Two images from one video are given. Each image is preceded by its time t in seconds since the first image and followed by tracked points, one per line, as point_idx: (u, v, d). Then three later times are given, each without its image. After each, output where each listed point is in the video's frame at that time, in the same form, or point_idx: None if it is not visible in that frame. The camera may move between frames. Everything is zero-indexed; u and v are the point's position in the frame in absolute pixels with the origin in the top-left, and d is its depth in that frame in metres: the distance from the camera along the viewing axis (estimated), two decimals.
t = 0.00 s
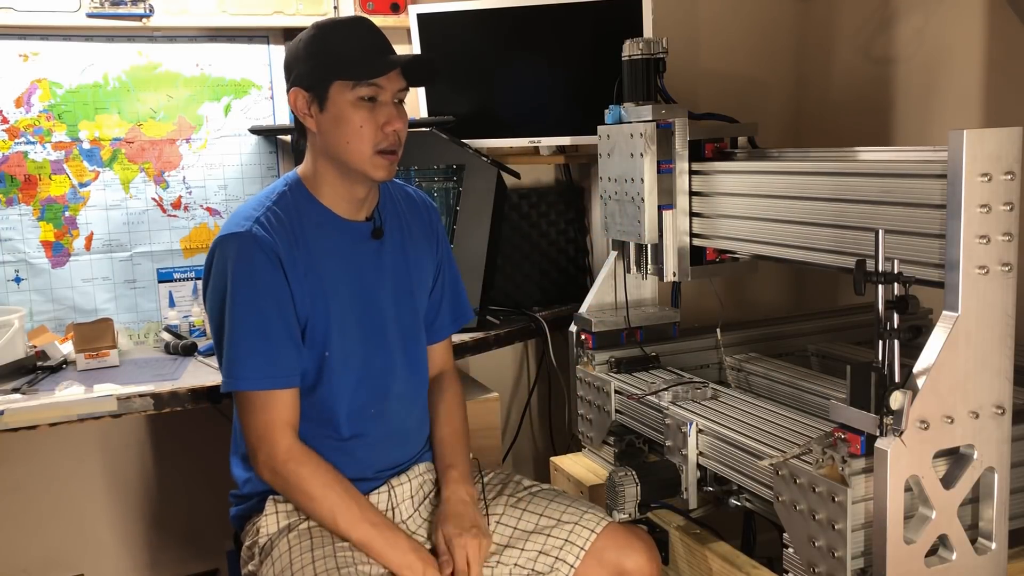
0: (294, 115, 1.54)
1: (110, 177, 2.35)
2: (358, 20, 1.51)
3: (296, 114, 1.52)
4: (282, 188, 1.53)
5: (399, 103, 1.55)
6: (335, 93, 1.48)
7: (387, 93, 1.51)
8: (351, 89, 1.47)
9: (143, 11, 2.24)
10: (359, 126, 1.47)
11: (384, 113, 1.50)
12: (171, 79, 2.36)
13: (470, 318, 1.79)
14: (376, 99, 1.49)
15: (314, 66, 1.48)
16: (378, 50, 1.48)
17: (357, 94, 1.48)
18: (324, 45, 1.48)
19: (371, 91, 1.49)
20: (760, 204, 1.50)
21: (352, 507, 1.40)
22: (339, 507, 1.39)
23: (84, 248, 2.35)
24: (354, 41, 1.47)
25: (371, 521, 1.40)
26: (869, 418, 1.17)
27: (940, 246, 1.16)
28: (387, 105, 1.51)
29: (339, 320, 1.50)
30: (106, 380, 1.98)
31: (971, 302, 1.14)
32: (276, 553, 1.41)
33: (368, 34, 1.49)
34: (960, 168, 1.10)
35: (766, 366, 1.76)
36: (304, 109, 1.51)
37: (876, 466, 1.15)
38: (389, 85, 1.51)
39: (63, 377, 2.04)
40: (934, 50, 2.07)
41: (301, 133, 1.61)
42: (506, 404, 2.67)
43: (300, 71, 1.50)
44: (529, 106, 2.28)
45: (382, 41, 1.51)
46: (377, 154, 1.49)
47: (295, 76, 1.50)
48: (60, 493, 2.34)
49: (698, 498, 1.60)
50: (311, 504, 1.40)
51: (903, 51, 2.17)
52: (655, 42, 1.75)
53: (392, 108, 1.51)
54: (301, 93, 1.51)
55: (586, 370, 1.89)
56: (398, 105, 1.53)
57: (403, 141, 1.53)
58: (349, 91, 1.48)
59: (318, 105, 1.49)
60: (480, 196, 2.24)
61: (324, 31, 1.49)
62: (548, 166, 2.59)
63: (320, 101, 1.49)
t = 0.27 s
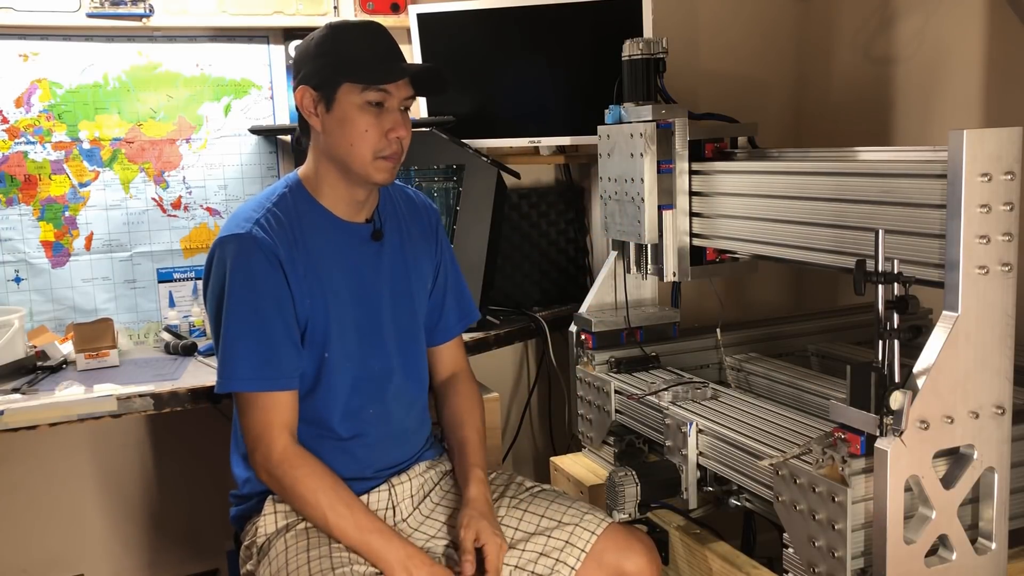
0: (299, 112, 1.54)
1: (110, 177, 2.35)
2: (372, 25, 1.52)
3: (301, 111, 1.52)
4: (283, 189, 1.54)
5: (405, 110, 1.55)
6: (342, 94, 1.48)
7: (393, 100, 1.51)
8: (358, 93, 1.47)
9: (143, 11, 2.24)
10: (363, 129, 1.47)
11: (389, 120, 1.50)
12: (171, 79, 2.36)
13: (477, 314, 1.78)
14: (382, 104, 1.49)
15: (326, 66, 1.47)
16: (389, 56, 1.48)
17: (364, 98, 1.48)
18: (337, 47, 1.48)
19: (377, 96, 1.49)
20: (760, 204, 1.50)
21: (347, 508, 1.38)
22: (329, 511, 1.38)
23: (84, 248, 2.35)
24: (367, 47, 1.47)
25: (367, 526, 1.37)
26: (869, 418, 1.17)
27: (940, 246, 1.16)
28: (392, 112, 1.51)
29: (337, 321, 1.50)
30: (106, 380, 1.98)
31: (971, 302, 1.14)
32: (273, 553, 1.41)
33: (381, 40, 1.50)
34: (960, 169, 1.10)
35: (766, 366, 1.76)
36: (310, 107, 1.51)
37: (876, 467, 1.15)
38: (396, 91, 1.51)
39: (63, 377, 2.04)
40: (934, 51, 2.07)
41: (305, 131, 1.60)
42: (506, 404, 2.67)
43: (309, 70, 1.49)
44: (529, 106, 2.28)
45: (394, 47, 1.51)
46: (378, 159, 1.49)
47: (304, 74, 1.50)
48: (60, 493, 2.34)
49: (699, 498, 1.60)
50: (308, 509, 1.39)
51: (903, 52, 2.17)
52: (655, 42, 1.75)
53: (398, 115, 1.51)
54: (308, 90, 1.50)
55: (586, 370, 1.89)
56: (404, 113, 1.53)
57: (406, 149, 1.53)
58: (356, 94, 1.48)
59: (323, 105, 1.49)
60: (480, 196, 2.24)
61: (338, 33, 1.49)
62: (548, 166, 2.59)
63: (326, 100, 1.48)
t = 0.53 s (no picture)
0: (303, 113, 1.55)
1: (110, 177, 2.35)
2: (376, 26, 1.51)
3: (304, 111, 1.53)
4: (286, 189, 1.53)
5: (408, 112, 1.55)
6: (343, 95, 1.48)
7: (395, 102, 1.51)
8: (358, 94, 1.47)
9: (143, 11, 2.24)
10: (362, 130, 1.47)
11: (389, 122, 1.49)
12: (171, 79, 2.36)
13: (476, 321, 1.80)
14: (383, 106, 1.49)
15: (329, 66, 1.47)
16: (392, 58, 1.48)
17: (365, 100, 1.48)
18: (341, 48, 1.47)
19: (378, 98, 1.49)
20: (760, 204, 1.50)
21: (329, 486, 1.37)
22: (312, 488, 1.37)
23: (84, 248, 2.35)
24: (369, 50, 1.47)
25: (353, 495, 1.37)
26: (869, 418, 1.17)
27: (940, 246, 1.16)
28: (394, 114, 1.50)
29: (338, 322, 1.50)
30: (106, 380, 1.98)
31: (971, 302, 1.14)
32: (275, 554, 1.42)
33: (387, 43, 1.49)
34: (960, 168, 1.10)
35: (766, 366, 1.76)
36: (313, 108, 1.51)
37: (876, 466, 1.15)
38: (397, 94, 1.51)
39: (63, 377, 2.04)
40: (934, 51, 2.07)
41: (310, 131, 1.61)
42: (506, 404, 2.67)
43: (313, 70, 1.50)
44: (530, 106, 2.28)
45: (397, 49, 1.50)
46: (377, 160, 1.49)
47: (308, 75, 1.50)
48: (60, 493, 2.34)
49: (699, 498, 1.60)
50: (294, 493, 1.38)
51: (903, 52, 2.17)
52: (655, 42, 1.75)
53: (399, 117, 1.51)
54: (311, 91, 1.51)
55: (586, 370, 1.89)
56: (406, 115, 1.53)
57: (407, 151, 1.53)
58: (356, 95, 1.48)
59: (325, 105, 1.49)
60: (480, 196, 2.24)
61: (343, 34, 1.48)
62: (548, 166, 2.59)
63: (327, 101, 1.49)
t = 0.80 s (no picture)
0: (305, 112, 1.55)
1: (110, 176, 2.35)
2: (382, 27, 1.51)
3: (307, 110, 1.53)
4: (287, 188, 1.53)
5: (412, 114, 1.54)
6: (346, 94, 1.48)
7: (398, 104, 1.50)
8: (360, 94, 1.47)
9: (143, 11, 2.24)
10: (363, 131, 1.47)
11: (391, 123, 1.49)
12: (171, 79, 2.36)
13: (481, 319, 1.81)
14: (385, 107, 1.49)
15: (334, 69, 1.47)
16: (396, 59, 1.48)
17: (367, 100, 1.48)
18: (347, 51, 1.47)
19: (380, 99, 1.49)
20: (760, 204, 1.50)
21: (301, 454, 1.33)
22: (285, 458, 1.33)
23: (84, 248, 2.35)
24: (373, 51, 1.47)
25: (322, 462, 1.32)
26: (869, 418, 1.17)
27: (940, 246, 1.16)
28: (396, 116, 1.50)
29: (336, 323, 1.49)
30: (106, 380, 1.98)
31: (971, 302, 1.14)
32: (274, 554, 1.42)
33: (392, 46, 1.50)
34: (960, 168, 1.10)
35: (766, 366, 1.76)
36: (315, 107, 1.52)
37: (876, 467, 1.15)
38: (401, 96, 1.50)
39: (63, 377, 2.04)
40: (934, 51, 2.07)
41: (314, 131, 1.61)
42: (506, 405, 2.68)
43: (317, 70, 1.50)
44: (530, 106, 2.28)
45: (402, 50, 1.51)
46: (377, 161, 1.48)
47: (312, 74, 1.51)
48: (60, 493, 2.34)
49: (699, 498, 1.59)
50: (265, 473, 1.34)
51: (903, 52, 2.17)
52: (655, 42, 1.75)
53: (401, 119, 1.50)
54: (314, 90, 1.51)
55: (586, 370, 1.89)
56: (409, 117, 1.53)
57: (409, 153, 1.52)
58: (359, 96, 1.48)
59: (327, 105, 1.49)
60: (481, 196, 2.24)
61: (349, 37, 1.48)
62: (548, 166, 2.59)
63: (330, 100, 1.49)
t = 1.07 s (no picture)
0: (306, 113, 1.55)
1: (110, 176, 2.35)
2: (382, 28, 1.51)
3: (308, 111, 1.53)
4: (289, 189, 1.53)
5: (412, 116, 1.53)
6: (345, 96, 1.47)
7: (398, 106, 1.49)
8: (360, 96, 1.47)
9: (143, 11, 2.24)
10: (363, 133, 1.46)
11: (390, 126, 1.48)
12: (171, 79, 2.36)
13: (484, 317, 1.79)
14: (385, 109, 1.49)
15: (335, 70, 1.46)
16: (396, 61, 1.48)
17: (367, 103, 1.47)
18: (349, 53, 1.47)
19: (380, 101, 1.48)
20: (760, 204, 1.50)
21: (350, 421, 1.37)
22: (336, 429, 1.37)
23: (84, 248, 2.35)
24: (372, 52, 1.47)
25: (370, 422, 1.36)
26: (869, 418, 1.17)
27: (940, 246, 1.16)
28: (396, 118, 1.49)
29: (340, 323, 1.50)
30: (106, 380, 1.98)
31: (971, 302, 1.14)
32: (274, 553, 1.41)
33: (394, 50, 1.49)
34: (960, 168, 1.10)
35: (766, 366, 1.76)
36: (315, 108, 1.51)
37: (876, 466, 1.15)
38: (400, 98, 1.49)
39: (63, 377, 2.04)
40: (934, 51, 2.07)
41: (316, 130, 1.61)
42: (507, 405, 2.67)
43: (318, 71, 1.50)
44: (530, 106, 2.28)
45: (402, 51, 1.50)
46: (378, 163, 1.48)
47: (312, 74, 1.50)
48: (60, 493, 2.34)
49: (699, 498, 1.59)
50: (321, 448, 1.36)
51: (903, 52, 2.17)
52: (655, 42, 1.75)
53: (400, 121, 1.49)
54: (314, 90, 1.51)
55: (587, 370, 1.89)
56: (409, 119, 1.52)
57: (409, 155, 1.51)
58: (358, 98, 1.47)
59: (327, 106, 1.49)
60: (481, 196, 2.24)
61: (353, 39, 1.48)
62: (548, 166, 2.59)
63: (330, 102, 1.48)
